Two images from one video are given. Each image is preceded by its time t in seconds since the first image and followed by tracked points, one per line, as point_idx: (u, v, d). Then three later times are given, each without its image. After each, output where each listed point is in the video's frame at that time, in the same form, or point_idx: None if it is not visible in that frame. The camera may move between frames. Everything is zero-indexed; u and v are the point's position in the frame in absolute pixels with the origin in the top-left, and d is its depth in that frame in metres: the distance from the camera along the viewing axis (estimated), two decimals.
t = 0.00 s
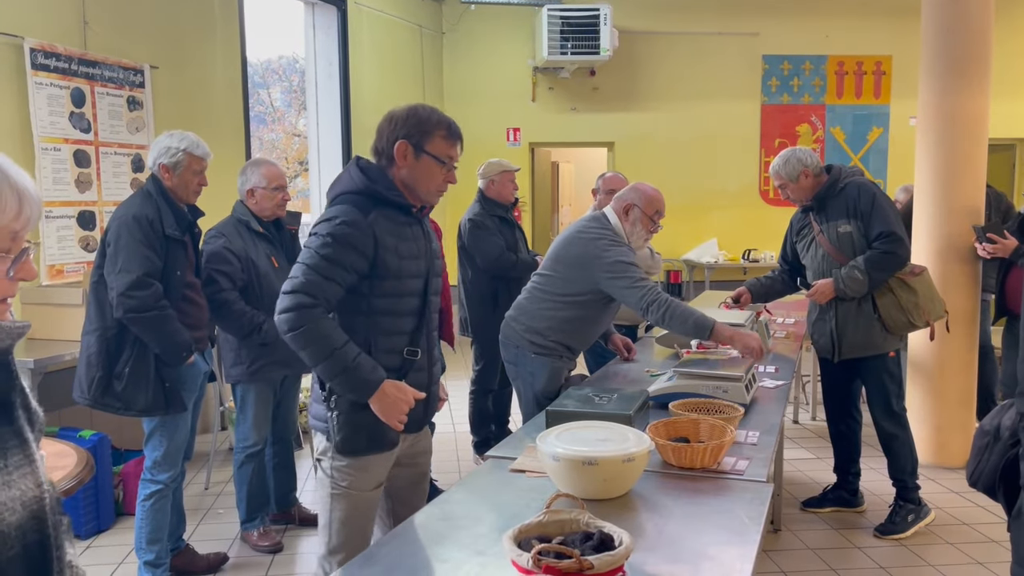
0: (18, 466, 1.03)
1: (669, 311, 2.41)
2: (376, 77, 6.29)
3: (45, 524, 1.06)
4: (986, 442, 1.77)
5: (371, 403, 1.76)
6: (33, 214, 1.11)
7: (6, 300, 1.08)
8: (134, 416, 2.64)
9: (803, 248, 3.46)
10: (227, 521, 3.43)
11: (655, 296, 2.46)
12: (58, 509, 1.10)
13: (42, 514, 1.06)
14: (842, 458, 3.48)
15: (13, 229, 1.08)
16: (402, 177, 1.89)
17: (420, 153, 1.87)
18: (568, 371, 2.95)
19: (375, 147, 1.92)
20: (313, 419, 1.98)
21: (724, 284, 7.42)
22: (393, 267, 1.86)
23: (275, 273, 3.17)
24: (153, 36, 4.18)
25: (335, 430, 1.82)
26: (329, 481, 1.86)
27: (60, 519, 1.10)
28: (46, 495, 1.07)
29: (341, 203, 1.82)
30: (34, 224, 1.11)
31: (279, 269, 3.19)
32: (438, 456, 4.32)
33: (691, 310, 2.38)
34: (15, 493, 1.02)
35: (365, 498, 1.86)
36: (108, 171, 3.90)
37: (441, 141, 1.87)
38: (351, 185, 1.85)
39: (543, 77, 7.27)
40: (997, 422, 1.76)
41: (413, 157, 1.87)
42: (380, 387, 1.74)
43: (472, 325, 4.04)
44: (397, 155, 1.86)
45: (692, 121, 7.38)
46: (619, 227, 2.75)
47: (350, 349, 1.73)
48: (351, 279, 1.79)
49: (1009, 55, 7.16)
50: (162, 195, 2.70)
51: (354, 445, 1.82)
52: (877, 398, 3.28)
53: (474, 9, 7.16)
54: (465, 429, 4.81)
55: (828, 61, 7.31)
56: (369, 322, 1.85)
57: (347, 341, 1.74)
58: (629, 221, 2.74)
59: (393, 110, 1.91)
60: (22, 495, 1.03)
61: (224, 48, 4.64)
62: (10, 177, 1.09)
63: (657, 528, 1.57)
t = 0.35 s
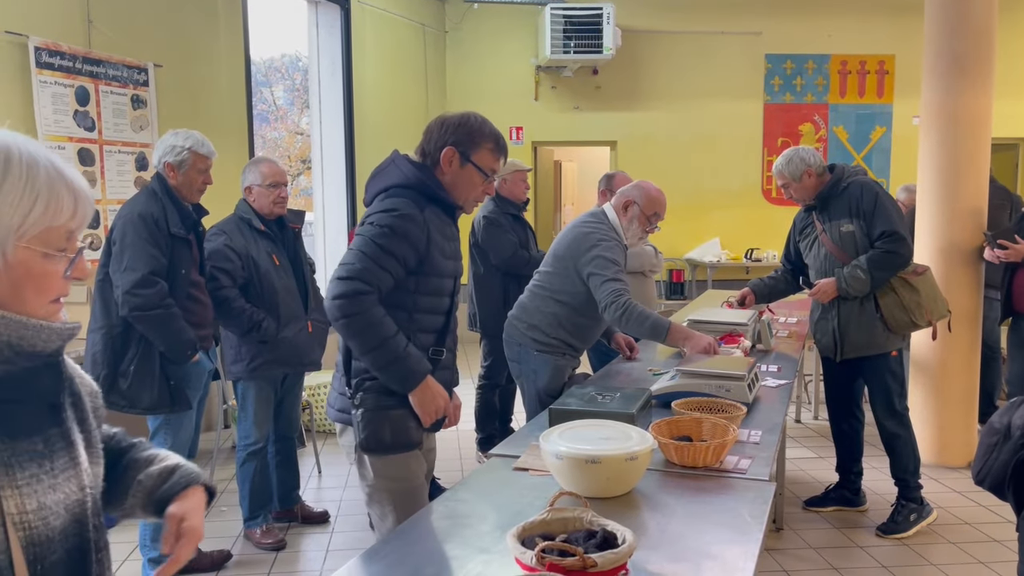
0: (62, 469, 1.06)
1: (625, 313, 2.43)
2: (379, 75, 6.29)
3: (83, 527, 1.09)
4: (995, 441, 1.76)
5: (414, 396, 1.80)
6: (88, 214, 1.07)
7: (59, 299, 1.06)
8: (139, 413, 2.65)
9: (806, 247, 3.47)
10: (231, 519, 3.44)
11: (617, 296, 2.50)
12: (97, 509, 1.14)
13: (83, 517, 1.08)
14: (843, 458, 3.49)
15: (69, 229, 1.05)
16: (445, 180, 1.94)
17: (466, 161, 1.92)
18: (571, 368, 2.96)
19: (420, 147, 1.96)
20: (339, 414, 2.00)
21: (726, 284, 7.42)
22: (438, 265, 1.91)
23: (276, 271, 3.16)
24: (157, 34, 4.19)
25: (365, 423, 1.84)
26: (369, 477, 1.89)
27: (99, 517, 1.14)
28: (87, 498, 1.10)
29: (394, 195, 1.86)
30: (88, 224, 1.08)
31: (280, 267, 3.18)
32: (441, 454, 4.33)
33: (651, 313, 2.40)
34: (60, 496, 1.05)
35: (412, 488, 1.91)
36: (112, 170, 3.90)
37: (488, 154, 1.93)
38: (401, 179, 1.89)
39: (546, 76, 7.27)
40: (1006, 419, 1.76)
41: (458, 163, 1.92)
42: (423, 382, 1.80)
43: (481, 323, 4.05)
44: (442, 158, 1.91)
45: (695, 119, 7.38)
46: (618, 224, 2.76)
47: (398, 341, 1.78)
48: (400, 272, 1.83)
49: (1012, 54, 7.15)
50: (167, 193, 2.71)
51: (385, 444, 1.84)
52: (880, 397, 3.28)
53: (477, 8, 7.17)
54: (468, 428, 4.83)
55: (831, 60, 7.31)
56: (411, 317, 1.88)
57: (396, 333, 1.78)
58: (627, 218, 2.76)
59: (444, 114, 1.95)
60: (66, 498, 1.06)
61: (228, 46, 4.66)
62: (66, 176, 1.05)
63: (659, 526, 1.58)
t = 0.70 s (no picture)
0: (157, 471, 1.03)
1: (608, 309, 2.56)
2: (383, 73, 6.29)
3: (169, 533, 1.04)
4: (1009, 441, 1.77)
5: (482, 413, 1.92)
6: (208, 217, 1.08)
7: (179, 298, 1.06)
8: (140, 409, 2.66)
9: (811, 245, 3.46)
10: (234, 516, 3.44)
11: (599, 292, 2.61)
12: (184, 516, 1.09)
13: (170, 522, 1.04)
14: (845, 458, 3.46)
15: (193, 232, 1.05)
16: (475, 188, 1.97)
17: (501, 172, 1.95)
18: (573, 363, 2.96)
19: (455, 151, 1.99)
20: (375, 420, 2.02)
21: (730, 282, 7.42)
22: (475, 281, 1.96)
23: (279, 269, 3.17)
24: (161, 32, 4.19)
25: (426, 436, 1.92)
26: (399, 476, 2.06)
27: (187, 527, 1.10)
28: (178, 503, 1.06)
29: (429, 220, 1.85)
30: (208, 226, 1.08)
31: (282, 265, 3.18)
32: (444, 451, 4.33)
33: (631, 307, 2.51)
34: (152, 497, 1.02)
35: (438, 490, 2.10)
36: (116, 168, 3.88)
37: (522, 168, 1.96)
38: (432, 194, 1.89)
39: (550, 74, 7.27)
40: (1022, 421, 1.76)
41: (491, 173, 1.95)
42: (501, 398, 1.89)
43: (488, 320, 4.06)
44: (476, 166, 1.94)
45: (699, 117, 7.37)
46: (615, 218, 2.85)
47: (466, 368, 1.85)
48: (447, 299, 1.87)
49: (1016, 52, 7.14)
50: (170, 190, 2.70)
51: (448, 449, 1.92)
52: (884, 395, 3.28)
53: (481, 6, 7.16)
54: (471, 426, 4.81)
55: (835, 58, 7.29)
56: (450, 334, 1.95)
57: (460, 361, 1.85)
58: (623, 213, 2.85)
59: (484, 119, 1.98)
60: (157, 500, 1.03)
61: (231, 43, 4.67)
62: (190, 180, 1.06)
63: (664, 523, 1.58)
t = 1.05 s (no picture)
0: (230, 480, 1.04)
1: (589, 317, 2.64)
2: (386, 70, 6.29)
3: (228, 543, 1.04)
4: None
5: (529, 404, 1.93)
6: (309, 231, 1.05)
7: (274, 311, 1.05)
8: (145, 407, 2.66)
9: (813, 241, 3.46)
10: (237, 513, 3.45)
11: (583, 296, 2.69)
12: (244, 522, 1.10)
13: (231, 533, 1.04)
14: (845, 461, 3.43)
15: (291, 245, 1.02)
16: (491, 191, 1.97)
17: (518, 177, 1.94)
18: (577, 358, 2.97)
19: (474, 151, 2.00)
20: (389, 416, 2.06)
21: (734, 280, 7.41)
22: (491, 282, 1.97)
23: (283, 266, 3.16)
24: (166, 29, 4.19)
25: (432, 431, 1.95)
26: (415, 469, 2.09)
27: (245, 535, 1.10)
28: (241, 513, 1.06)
29: (446, 223, 1.87)
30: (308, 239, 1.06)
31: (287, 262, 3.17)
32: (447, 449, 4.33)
33: (609, 321, 2.60)
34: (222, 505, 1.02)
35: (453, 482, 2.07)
36: (121, 165, 3.88)
37: (538, 173, 1.95)
38: (446, 196, 1.91)
39: (554, 71, 7.26)
40: None
41: (507, 175, 1.95)
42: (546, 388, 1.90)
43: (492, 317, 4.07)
44: (492, 169, 1.94)
45: (702, 115, 7.37)
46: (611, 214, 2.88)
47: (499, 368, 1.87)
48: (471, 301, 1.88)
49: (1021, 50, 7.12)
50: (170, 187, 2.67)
51: (453, 449, 1.95)
52: (886, 394, 3.28)
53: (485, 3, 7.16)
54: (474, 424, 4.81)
55: (839, 56, 7.27)
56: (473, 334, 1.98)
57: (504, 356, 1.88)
58: (622, 208, 2.91)
59: (505, 122, 1.97)
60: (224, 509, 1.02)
61: (236, 40, 4.68)
62: (293, 196, 1.03)
63: (668, 520, 1.58)
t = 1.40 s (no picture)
0: (242, 478, 1.05)
1: (594, 310, 2.65)
2: (390, 66, 6.28)
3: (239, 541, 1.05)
4: (990, 452, 1.69)
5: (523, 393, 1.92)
6: (295, 208, 1.03)
7: (274, 297, 1.04)
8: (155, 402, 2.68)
9: (815, 233, 3.47)
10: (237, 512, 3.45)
11: (589, 291, 2.70)
12: (255, 518, 1.11)
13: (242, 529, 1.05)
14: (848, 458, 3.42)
15: (279, 223, 1.01)
16: (507, 189, 1.98)
17: (534, 177, 1.95)
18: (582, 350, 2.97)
19: (494, 151, 2.01)
20: (392, 396, 2.09)
21: (738, 276, 7.39)
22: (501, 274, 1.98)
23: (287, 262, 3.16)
24: (170, 23, 4.19)
25: (425, 409, 1.94)
26: (415, 450, 2.04)
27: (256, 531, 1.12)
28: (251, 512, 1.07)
29: (459, 212, 1.88)
30: (298, 216, 1.04)
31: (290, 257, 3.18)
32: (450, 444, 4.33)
33: (614, 316, 2.61)
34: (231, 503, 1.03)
35: (453, 465, 2.07)
36: (125, 159, 3.89)
37: (552, 176, 1.96)
38: (465, 188, 1.92)
39: (557, 67, 7.25)
40: (1000, 431, 1.69)
41: (522, 174, 1.96)
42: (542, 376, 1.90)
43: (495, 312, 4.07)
44: (509, 167, 1.95)
45: (707, 110, 7.35)
46: (609, 206, 2.92)
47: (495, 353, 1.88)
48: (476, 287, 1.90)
49: None
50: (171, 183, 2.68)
51: (442, 430, 1.94)
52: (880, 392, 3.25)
53: None
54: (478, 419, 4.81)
55: (845, 52, 7.25)
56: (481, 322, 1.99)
57: (498, 342, 1.89)
58: (620, 202, 3.02)
59: (524, 125, 1.99)
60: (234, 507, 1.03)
61: (240, 35, 4.68)
62: (277, 174, 1.02)
63: (672, 516, 1.58)
